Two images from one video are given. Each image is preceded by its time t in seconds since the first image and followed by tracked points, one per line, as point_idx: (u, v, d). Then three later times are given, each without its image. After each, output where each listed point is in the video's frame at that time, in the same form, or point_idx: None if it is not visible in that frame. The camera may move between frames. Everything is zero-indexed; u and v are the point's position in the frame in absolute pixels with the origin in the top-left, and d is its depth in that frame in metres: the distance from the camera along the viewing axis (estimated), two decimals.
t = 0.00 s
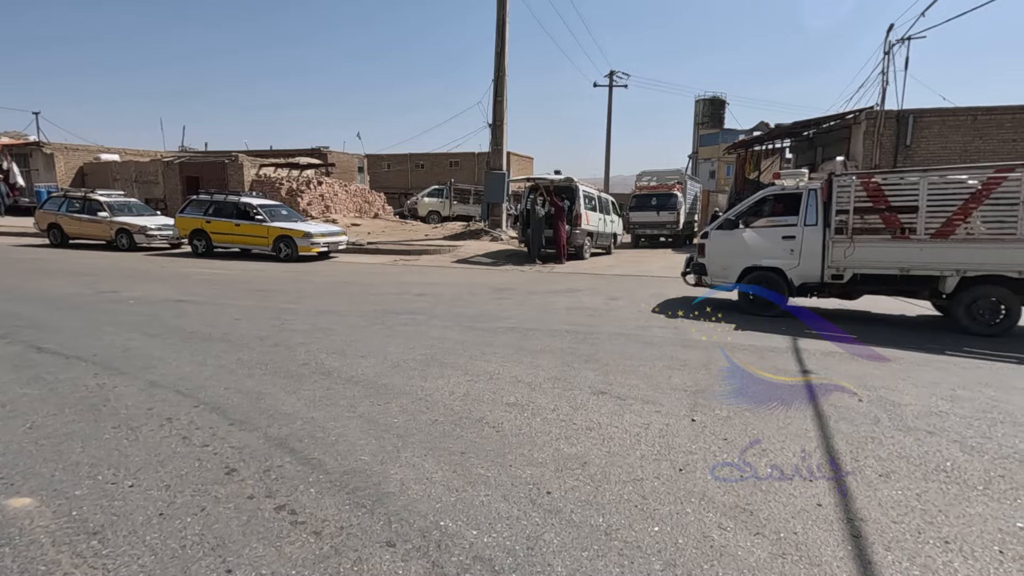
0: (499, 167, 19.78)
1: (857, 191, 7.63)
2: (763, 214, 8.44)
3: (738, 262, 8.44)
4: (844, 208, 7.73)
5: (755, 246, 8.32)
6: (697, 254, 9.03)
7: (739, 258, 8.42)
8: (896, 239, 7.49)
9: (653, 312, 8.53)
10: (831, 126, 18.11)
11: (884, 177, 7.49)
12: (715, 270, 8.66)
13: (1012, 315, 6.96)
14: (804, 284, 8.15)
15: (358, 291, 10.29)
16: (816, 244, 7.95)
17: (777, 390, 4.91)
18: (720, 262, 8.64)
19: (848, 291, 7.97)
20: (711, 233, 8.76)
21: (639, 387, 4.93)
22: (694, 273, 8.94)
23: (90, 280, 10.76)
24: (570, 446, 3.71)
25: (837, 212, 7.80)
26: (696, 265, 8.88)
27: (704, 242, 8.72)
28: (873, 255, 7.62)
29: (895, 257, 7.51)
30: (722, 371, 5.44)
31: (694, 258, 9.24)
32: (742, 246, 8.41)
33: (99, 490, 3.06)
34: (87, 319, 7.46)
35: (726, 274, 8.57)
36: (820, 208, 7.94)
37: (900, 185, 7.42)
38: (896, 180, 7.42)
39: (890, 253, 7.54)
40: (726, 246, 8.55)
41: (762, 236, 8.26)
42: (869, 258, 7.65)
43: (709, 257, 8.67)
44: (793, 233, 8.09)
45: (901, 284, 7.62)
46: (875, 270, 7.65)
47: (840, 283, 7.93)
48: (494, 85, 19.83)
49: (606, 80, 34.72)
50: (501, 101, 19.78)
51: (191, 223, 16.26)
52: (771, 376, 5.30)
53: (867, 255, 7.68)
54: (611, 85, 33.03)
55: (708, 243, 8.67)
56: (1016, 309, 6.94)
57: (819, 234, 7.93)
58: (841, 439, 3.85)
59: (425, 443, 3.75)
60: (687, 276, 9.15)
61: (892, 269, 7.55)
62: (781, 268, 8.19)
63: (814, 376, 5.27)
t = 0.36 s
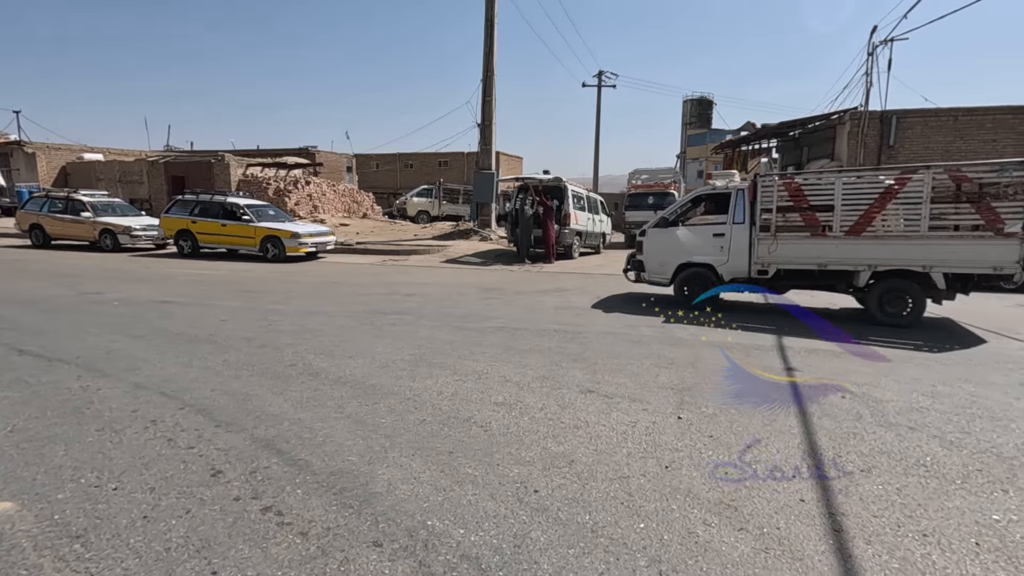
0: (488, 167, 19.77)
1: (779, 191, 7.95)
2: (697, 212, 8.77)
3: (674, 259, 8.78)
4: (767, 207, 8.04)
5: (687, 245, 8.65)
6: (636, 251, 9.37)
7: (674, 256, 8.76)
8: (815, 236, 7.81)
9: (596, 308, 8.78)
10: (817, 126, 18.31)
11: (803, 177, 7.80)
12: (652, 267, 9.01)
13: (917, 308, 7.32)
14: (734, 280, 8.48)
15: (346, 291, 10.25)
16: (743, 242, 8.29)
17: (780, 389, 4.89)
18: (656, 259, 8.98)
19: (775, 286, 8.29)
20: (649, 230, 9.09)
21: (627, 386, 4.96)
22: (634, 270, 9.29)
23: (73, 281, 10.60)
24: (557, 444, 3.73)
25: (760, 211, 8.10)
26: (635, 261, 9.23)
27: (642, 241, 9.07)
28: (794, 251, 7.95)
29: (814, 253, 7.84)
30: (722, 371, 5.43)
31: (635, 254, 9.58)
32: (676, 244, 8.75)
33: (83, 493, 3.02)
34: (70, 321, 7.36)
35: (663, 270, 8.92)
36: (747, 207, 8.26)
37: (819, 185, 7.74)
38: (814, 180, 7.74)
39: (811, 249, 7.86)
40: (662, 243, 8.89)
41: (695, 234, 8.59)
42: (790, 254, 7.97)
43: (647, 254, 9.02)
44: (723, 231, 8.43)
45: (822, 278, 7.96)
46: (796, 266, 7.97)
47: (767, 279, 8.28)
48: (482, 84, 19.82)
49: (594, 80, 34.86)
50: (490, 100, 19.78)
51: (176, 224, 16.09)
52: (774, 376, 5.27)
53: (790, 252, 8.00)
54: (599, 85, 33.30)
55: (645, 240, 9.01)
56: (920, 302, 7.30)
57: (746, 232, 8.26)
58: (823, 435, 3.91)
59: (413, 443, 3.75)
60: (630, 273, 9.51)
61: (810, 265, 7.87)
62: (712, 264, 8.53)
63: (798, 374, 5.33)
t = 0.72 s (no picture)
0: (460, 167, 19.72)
1: (682, 192, 8.42)
2: (607, 211, 9.14)
3: (588, 256, 9.14)
4: (671, 206, 8.52)
5: (600, 242, 9.04)
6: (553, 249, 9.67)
7: (589, 253, 9.13)
8: (713, 235, 8.37)
9: (511, 304, 9.03)
10: (781, 128, 18.83)
11: (703, 178, 8.33)
12: (568, 265, 9.36)
13: (804, 298, 8.12)
14: (644, 275, 8.97)
15: (316, 293, 10.08)
16: (650, 239, 8.77)
17: (777, 388, 4.92)
18: (572, 257, 9.32)
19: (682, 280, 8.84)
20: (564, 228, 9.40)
21: (599, 384, 5.01)
22: (551, 267, 9.61)
23: (26, 284, 10.15)
24: (530, 443, 3.74)
25: (665, 210, 8.58)
26: (552, 259, 9.54)
27: (558, 239, 9.37)
28: (698, 249, 8.46)
29: (713, 249, 8.39)
30: (721, 371, 5.45)
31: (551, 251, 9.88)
32: (589, 241, 9.11)
33: (37, 506, 2.90)
34: (22, 325, 7.05)
35: (579, 267, 9.29)
36: (654, 206, 8.73)
37: (717, 186, 8.29)
38: (712, 181, 8.27)
39: (712, 247, 8.40)
40: (577, 242, 9.22)
41: (607, 232, 8.99)
42: (692, 251, 8.49)
43: (562, 252, 9.34)
44: (632, 229, 8.86)
45: (721, 273, 8.57)
46: (698, 262, 8.49)
47: (673, 274, 8.82)
48: (454, 84, 19.74)
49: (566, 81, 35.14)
50: (462, 100, 19.71)
51: (137, 224, 15.58)
52: (772, 375, 5.28)
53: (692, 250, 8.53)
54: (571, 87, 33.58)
55: (560, 239, 9.31)
56: (806, 293, 8.11)
57: (653, 230, 8.74)
58: (788, 429, 4.03)
59: (386, 445, 3.71)
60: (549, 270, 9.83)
61: (710, 261, 8.42)
62: (623, 260, 8.97)
63: (764, 369, 5.47)
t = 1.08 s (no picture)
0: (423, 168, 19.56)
1: (576, 192, 8.72)
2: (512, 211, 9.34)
3: (491, 255, 9.30)
4: (568, 206, 8.81)
5: (503, 242, 9.21)
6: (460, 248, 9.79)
7: (492, 253, 9.29)
8: (607, 234, 8.70)
9: (439, 304, 9.08)
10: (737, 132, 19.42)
11: (596, 180, 8.63)
12: (474, 264, 9.50)
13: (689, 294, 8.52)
14: (546, 273, 9.20)
15: (276, 296, 9.80)
16: (550, 239, 9.00)
17: (776, 388, 4.94)
18: (478, 256, 9.47)
19: (581, 276, 9.17)
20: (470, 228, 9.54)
21: (565, 383, 5.04)
22: (458, 267, 9.74)
23: None
24: (496, 444, 3.73)
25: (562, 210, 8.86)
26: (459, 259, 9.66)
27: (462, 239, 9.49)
28: (593, 248, 8.79)
29: (606, 248, 8.75)
30: (722, 370, 5.46)
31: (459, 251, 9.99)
32: (492, 240, 9.27)
33: None
34: None
35: (484, 267, 9.43)
36: (553, 207, 8.97)
37: (608, 187, 8.61)
38: (604, 182, 8.58)
39: (606, 245, 8.74)
40: (481, 241, 9.37)
41: (510, 232, 9.17)
42: (588, 249, 8.82)
43: (468, 252, 9.47)
44: (533, 229, 9.06)
45: (615, 270, 8.93)
46: (593, 260, 8.85)
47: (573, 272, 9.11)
48: (417, 84, 19.56)
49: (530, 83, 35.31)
50: (425, 100, 19.55)
51: (83, 226, 14.83)
52: (772, 375, 5.29)
53: (587, 249, 8.84)
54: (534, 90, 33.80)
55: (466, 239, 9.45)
56: (691, 289, 8.51)
57: (553, 230, 8.97)
58: (748, 423, 4.14)
59: (352, 450, 3.64)
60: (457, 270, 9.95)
61: (604, 259, 8.77)
62: (525, 259, 9.17)
63: (724, 366, 5.61)
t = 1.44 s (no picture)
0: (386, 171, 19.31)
1: (480, 195, 8.84)
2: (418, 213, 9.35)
3: (397, 257, 9.23)
4: (472, 208, 8.91)
5: (409, 244, 9.17)
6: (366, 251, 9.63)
7: (398, 255, 9.22)
8: (510, 235, 8.86)
9: (403, 309, 8.95)
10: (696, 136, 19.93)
11: (498, 182, 8.78)
12: (380, 267, 9.38)
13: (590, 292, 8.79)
14: (453, 274, 9.23)
15: (234, 303, 9.47)
16: (456, 240, 9.05)
17: (778, 389, 4.98)
18: (384, 259, 9.36)
19: (486, 276, 9.29)
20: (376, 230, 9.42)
21: (534, 386, 5.04)
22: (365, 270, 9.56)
23: None
24: (467, 450, 3.69)
25: (466, 211, 8.95)
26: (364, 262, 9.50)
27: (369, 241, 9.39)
28: (495, 249, 8.93)
29: (510, 249, 8.89)
30: (724, 371, 5.50)
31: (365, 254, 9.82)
32: (398, 242, 9.21)
33: None
34: None
35: (390, 269, 9.33)
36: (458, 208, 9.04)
37: (510, 189, 8.78)
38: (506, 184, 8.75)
39: (509, 246, 8.90)
40: (386, 244, 9.28)
41: (416, 234, 9.14)
42: (492, 251, 8.95)
43: (373, 254, 9.35)
44: (438, 230, 9.08)
45: (518, 270, 9.10)
46: (496, 260, 8.99)
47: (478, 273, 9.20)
48: (378, 85, 19.28)
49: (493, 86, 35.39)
50: (386, 102, 19.30)
51: (22, 231, 14.01)
52: (774, 376, 5.34)
53: (490, 250, 8.96)
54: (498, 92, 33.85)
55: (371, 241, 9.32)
56: (591, 287, 8.78)
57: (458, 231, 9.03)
58: (714, 421, 4.23)
59: (320, 460, 3.54)
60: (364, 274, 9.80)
61: (507, 260, 8.93)
62: (431, 261, 9.14)
63: (690, 365, 5.72)
